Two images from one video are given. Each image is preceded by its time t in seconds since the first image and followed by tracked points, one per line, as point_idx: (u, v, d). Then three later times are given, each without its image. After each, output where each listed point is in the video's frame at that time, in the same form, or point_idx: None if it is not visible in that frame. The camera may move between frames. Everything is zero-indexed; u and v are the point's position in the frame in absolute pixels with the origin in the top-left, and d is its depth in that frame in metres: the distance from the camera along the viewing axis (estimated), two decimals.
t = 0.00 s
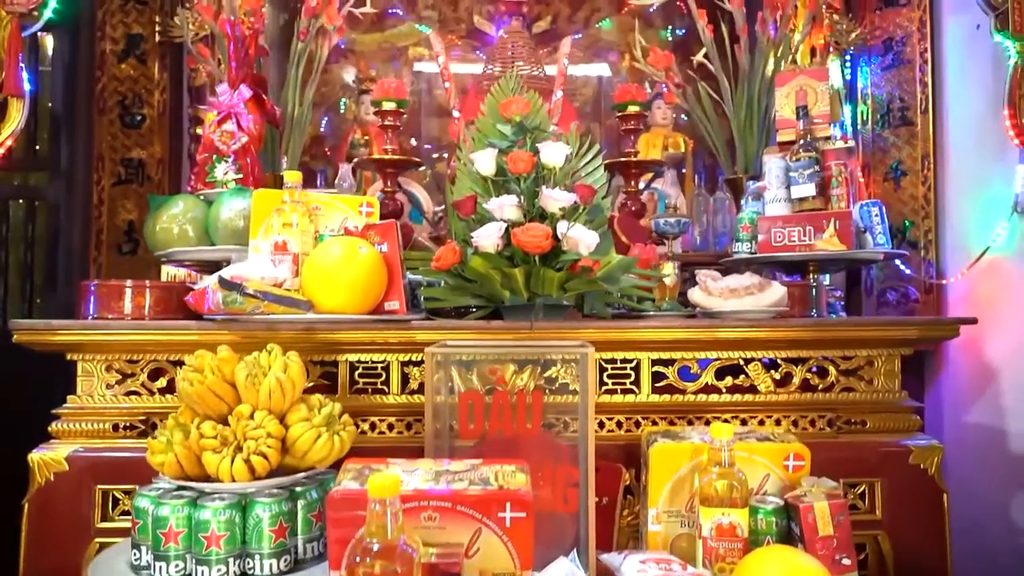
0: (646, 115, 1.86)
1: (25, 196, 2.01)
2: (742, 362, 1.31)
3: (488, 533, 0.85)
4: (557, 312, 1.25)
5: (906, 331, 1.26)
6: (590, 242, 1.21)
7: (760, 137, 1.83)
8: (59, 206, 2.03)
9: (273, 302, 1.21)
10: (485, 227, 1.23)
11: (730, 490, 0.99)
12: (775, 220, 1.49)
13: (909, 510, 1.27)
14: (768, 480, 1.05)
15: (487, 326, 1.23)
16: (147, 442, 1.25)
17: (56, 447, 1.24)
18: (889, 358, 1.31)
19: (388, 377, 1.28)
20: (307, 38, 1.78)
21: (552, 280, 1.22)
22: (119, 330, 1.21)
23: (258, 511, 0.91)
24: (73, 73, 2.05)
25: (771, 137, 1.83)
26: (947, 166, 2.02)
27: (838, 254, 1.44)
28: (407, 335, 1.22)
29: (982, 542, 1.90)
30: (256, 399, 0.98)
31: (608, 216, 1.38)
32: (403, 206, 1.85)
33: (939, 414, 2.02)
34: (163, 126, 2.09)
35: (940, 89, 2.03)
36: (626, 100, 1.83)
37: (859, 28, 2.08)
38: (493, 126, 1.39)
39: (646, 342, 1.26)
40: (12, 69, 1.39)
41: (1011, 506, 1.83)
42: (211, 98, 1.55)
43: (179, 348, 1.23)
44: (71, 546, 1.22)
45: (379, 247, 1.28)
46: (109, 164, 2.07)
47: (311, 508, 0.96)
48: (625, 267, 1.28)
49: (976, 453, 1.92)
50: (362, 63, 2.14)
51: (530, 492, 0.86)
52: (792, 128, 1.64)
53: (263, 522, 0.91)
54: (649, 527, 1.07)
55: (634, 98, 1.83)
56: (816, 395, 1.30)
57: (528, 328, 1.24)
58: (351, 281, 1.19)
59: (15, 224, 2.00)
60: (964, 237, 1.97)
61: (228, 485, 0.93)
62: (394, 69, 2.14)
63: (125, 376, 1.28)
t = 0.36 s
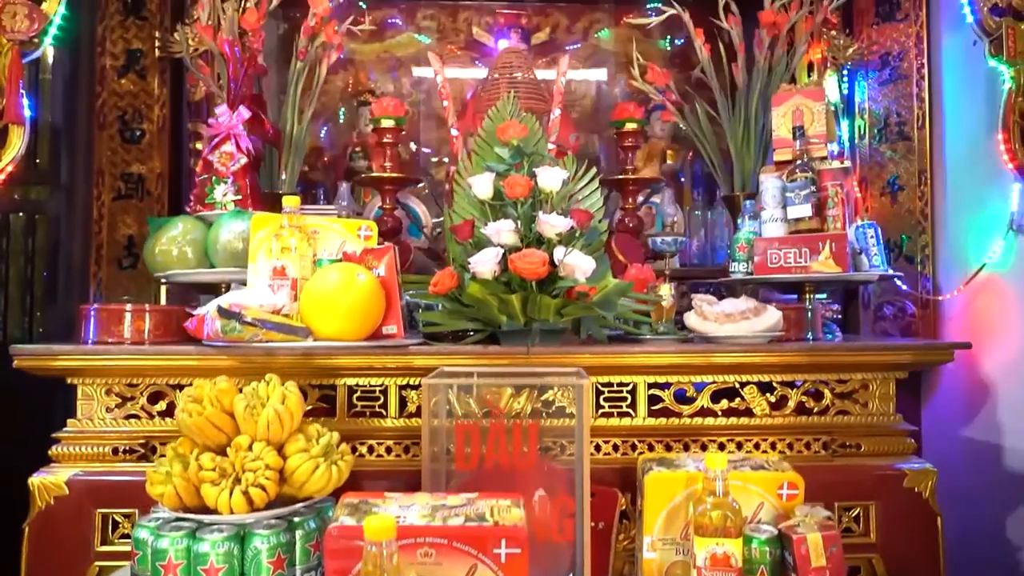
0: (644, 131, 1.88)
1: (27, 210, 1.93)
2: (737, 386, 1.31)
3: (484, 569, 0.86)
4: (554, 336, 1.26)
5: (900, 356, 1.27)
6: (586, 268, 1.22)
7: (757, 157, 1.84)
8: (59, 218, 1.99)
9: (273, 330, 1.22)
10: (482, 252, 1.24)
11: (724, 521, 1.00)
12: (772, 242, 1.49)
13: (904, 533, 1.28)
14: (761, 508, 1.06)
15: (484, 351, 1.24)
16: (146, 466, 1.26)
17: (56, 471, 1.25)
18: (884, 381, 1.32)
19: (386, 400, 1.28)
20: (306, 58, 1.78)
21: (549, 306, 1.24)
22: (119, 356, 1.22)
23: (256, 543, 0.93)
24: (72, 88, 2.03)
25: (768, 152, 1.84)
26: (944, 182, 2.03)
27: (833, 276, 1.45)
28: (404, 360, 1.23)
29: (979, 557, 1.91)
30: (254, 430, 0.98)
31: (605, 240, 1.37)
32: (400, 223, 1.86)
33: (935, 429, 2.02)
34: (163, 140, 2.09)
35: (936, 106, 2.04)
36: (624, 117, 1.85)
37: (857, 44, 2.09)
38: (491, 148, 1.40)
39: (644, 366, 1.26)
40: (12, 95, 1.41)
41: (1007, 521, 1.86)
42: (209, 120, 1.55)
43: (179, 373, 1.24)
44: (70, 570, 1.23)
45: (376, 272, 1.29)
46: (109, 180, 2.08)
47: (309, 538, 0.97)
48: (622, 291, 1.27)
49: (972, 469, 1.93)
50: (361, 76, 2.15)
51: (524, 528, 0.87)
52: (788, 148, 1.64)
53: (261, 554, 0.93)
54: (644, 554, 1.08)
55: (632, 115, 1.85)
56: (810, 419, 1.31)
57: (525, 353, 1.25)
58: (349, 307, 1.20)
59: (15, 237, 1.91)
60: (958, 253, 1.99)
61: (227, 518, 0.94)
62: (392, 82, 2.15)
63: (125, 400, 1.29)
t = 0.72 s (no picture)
0: (641, 148, 1.89)
1: (29, 223, 1.89)
2: (734, 408, 1.32)
3: None
4: (551, 360, 1.28)
5: (894, 380, 1.28)
6: (582, 294, 1.22)
7: (754, 175, 1.85)
8: (59, 233, 1.98)
9: (272, 357, 1.22)
10: (478, 277, 1.25)
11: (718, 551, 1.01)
12: (768, 263, 1.49)
13: (899, 556, 1.28)
14: (756, 536, 1.07)
15: (481, 376, 1.25)
16: (146, 489, 1.27)
17: (56, 494, 1.25)
18: (879, 404, 1.33)
19: (384, 424, 1.29)
20: (304, 77, 1.79)
21: (545, 331, 1.24)
22: (119, 381, 1.23)
23: (255, 574, 0.94)
24: (72, 102, 2.01)
25: (766, 170, 1.84)
26: (940, 195, 2.03)
27: (829, 297, 1.46)
28: (402, 385, 1.24)
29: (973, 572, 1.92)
30: (253, 461, 0.99)
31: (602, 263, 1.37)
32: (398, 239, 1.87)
33: (931, 444, 2.00)
34: (163, 155, 2.10)
35: (934, 119, 2.04)
36: (621, 134, 1.86)
37: (854, 58, 2.10)
38: (488, 171, 1.41)
39: (641, 390, 1.27)
40: (12, 122, 1.42)
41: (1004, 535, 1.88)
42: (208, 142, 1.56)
43: (178, 398, 1.25)
44: None
45: (374, 296, 1.30)
46: (109, 195, 2.09)
47: (307, 568, 0.98)
48: (620, 315, 1.27)
49: (967, 483, 1.94)
50: (360, 88, 2.15)
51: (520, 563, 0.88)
52: (784, 166, 1.64)
53: None
54: None
55: (629, 132, 1.86)
56: (806, 442, 1.32)
57: (522, 378, 1.26)
58: (347, 334, 1.21)
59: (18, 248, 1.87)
60: (954, 267, 2.00)
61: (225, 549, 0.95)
62: (391, 94, 2.16)
63: (125, 423, 1.30)
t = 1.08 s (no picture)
0: (640, 164, 1.89)
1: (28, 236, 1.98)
2: (731, 431, 1.33)
3: None
4: (548, 384, 1.29)
5: (892, 404, 1.29)
6: (581, 319, 1.23)
7: (753, 190, 1.85)
8: (60, 245, 2.04)
9: (271, 384, 1.23)
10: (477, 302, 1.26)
11: None
12: (766, 282, 1.50)
13: None
14: (753, 563, 1.08)
15: (480, 400, 1.26)
16: (146, 512, 1.27)
17: (57, 517, 1.26)
18: (876, 427, 1.33)
19: (383, 446, 1.30)
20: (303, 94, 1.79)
21: (544, 355, 1.25)
22: (118, 405, 1.24)
23: None
24: (73, 120, 2.06)
25: (764, 188, 1.85)
26: (940, 209, 2.03)
27: (827, 318, 1.47)
28: (401, 409, 1.24)
29: None
30: (252, 491, 1.00)
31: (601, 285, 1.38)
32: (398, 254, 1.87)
33: (932, 458, 2.02)
34: (163, 169, 2.11)
35: (932, 133, 2.04)
36: (621, 150, 1.86)
37: (853, 72, 2.11)
38: (485, 193, 1.41)
39: (640, 413, 1.27)
40: (12, 147, 1.43)
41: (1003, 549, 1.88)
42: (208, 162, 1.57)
43: (178, 421, 1.26)
44: None
45: (374, 320, 1.31)
46: (110, 210, 2.09)
47: None
48: (617, 337, 1.28)
49: (966, 496, 1.94)
50: (360, 101, 2.16)
51: None
52: (783, 185, 1.66)
53: None
54: None
55: (629, 148, 1.86)
56: (803, 464, 1.32)
57: (520, 402, 1.27)
58: (346, 360, 1.21)
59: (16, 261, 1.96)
60: (953, 281, 1.99)
61: None
62: (392, 105, 2.16)
63: (125, 446, 1.30)
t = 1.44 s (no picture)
0: (639, 179, 1.89)
1: (28, 248, 1.98)
2: (729, 453, 1.32)
3: None
4: (546, 409, 1.29)
5: (889, 427, 1.29)
6: (578, 343, 1.23)
7: (752, 207, 1.88)
8: (59, 258, 2.05)
9: (268, 411, 1.21)
10: (475, 325, 1.26)
11: None
12: (764, 302, 1.50)
13: None
14: None
15: (477, 424, 1.25)
16: (144, 535, 1.27)
17: (55, 540, 1.26)
18: (874, 449, 1.33)
19: (381, 469, 1.29)
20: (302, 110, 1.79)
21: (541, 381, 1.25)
22: (116, 429, 1.24)
23: None
24: (73, 135, 2.08)
25: (762, 205, 1.88)
26: (938, 225, 2.02)
27: (825, 338, 1.46)
28: (398, 432, 1.24)
29: None
30: (249, 520, 1.00)
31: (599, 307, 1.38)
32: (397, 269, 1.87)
33: (932, 473, 2.02)
34: (162, 182, 2.11)
35: (931, 148, 2.03)
36: (619, 165, 1.86)
37: (852, 85, 2.11)
38: (484, 214, 1.41)
39: (639, 436, 1.27)
40: (8, 171, 1.43)
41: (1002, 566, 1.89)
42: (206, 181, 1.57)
43: (176, 444, 1.25)
44: None
45: (371, 343, 1.30)
46: (108, 224, 2.09)
47: None
48: (615, 360, 1.29)
49: (966, 512, 1.95)
50: (359, 111, 2.15)
51: None
52: (782, 203, 1.65)
53: None
54: None
55: (627, 163, 1.86)
56: (801, 486, 1.32)
57: (518, 426, 1.27)
58: (344, 385, 1.21)
59: (16, 275, 1.97)
60: (951, 297, 1.99)
61: None
62: (390, 115, 2.16)
63: (123, 468, 1.30)
